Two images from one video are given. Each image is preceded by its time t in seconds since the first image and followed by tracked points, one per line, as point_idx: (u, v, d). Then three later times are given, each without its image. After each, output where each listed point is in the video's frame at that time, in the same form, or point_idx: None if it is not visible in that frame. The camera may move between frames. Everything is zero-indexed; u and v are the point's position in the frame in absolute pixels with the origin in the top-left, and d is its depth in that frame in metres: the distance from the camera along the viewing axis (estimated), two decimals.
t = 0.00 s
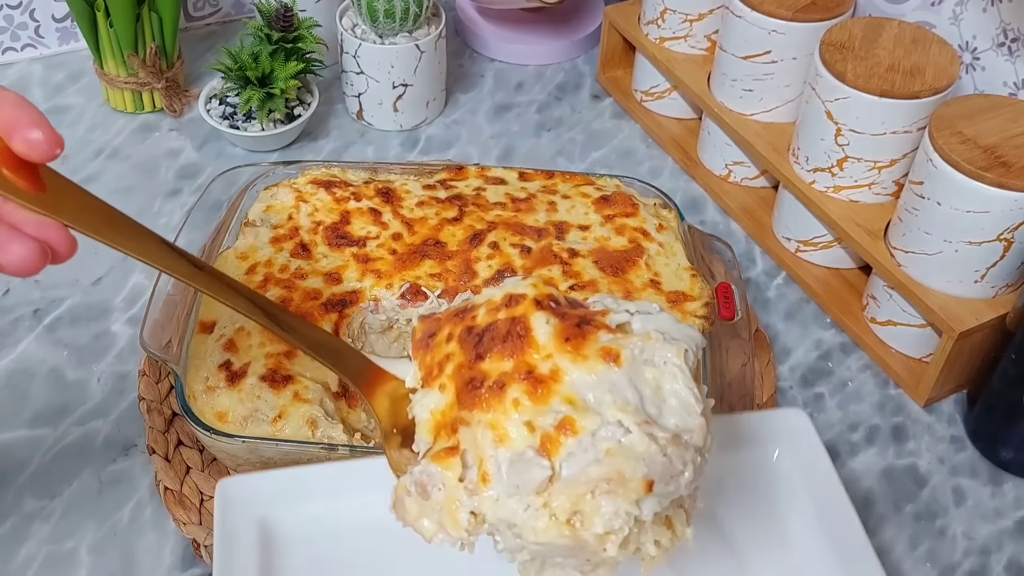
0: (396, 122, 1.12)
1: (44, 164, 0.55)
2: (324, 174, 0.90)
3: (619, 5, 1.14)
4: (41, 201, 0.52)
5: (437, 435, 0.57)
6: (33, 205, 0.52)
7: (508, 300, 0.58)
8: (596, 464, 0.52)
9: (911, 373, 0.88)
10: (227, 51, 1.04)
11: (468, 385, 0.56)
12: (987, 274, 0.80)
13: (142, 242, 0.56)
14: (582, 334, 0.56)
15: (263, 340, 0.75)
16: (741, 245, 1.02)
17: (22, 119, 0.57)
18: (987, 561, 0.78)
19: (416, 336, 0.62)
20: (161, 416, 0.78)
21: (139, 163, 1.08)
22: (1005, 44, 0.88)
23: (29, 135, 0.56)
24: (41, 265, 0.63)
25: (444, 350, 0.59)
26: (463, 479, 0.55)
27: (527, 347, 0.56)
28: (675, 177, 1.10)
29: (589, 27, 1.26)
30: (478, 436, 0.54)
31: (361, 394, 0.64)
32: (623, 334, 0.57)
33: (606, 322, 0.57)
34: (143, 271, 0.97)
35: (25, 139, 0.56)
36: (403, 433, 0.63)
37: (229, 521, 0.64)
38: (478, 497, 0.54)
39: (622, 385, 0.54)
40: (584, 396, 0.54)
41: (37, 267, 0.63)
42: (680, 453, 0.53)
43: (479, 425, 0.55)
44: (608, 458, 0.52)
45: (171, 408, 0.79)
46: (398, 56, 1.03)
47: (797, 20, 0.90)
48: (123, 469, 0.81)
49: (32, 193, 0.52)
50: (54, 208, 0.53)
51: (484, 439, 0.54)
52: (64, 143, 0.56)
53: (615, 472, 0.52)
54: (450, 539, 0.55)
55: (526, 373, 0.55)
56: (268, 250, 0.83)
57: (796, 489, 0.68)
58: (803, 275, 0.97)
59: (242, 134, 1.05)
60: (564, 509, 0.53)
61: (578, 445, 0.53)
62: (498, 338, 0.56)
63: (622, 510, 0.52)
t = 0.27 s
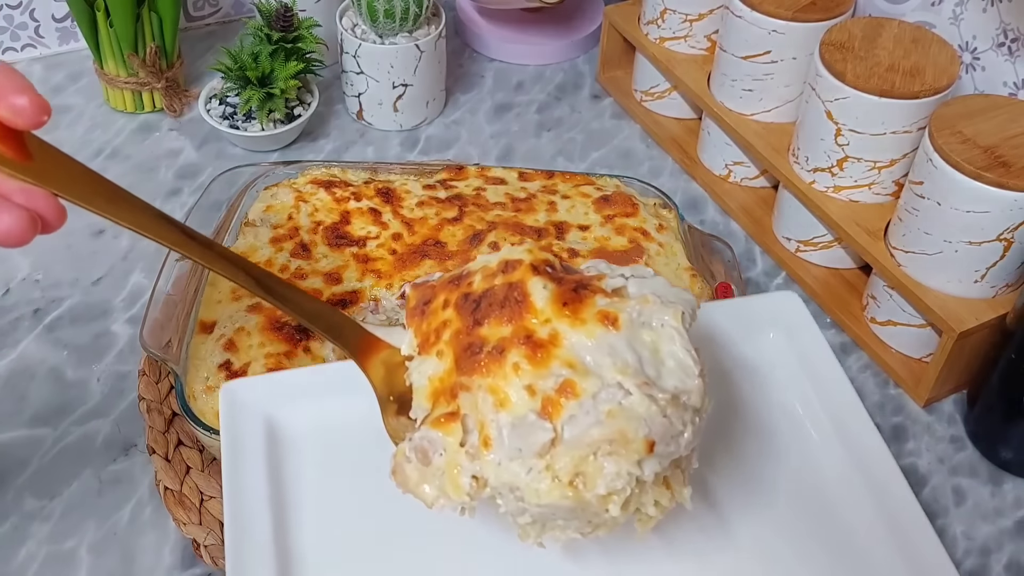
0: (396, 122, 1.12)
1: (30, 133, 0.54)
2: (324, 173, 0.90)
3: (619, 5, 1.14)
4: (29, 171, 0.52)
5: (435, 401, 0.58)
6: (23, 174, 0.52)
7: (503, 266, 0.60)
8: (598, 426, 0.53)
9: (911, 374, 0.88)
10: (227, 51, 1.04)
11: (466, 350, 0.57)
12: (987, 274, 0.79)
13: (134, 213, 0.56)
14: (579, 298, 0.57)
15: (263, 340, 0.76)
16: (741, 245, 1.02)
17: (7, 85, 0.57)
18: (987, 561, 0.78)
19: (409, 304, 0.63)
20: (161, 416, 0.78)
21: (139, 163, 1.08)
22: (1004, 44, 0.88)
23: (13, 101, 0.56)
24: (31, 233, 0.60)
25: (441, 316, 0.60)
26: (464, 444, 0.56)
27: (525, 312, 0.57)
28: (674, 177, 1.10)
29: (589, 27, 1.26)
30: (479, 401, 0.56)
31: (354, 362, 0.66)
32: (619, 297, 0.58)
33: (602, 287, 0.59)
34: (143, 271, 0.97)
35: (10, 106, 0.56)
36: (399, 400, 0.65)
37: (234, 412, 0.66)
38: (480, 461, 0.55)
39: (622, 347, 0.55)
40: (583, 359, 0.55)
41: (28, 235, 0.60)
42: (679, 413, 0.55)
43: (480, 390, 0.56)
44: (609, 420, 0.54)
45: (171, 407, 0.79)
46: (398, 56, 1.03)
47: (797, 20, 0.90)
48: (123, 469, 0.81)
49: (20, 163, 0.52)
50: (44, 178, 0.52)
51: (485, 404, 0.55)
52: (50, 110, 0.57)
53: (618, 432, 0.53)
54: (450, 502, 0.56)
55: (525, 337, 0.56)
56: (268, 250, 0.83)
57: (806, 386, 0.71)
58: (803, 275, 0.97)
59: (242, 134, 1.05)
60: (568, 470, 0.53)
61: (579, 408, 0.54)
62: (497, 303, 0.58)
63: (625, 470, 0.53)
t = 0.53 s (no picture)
0: (395, 121, 1.11)
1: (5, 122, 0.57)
2: (323, 173, 0.89)
3: (619, 3, 1.14)
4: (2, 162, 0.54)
5: (416, 387, 0.59)
6: None
7: (483, 253, 0.61)
8: (582, 410, 0.54)
9: (912, 374, 0.88)
10: (225, 50, 1.03)
11: (449, 336, 0.58)
12: (990, 274, 0.79)
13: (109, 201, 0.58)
14: (561, 284, 0.58)
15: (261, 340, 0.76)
16: (741, 244, 1.02)
17: None
18: (990, 563, 0.77)
19: (388, 291, 0.65)
20: (159, 417, 0.78)
21: (137, 162, 1.08)
22: (1007, 43, 0.88)
23: None
24: None
25: (421, 304, 0.61)
26: (447, 430, 0.56)
27: (507, 297, 0.58)
28: (675, 177, 1.09)
29: (589, 25, 1.25)
30: (462, 387, 0.56)
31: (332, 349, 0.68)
32: (599, 283, 0.60)
33: (582, 273, 0.61)
34: (141, 271, 0.97)
35: None
36: (379, 388, 0.68)
37: (228, 379, 0.69)
38: (464, 448, 0.56)
39: (604, 332, 0.57)
40: (566, 344, 0.56)
41: None
42: (662, 397, 0.56)
43: (463, 376, 0.56)
44: (594, 404, 0.54)
45: (168, 408, 0.78)
46: (397, 55, 1.03)
47: (798, 18, 0.89)
48: (120, 470, 0.80)
49: None
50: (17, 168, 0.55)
51: (469, 390, 0.56)
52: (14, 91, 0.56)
53: (603, 417, 0.54)
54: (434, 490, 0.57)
55: (508, 324, 0.57)
56: (266, 250, 0.83)
57: (796, 348, 0.75)
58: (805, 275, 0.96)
59: (240, 133, 1.04)
60: (553, 454, 0.55)
61: (564, 393, 0.55)
62: (477, 290, 0.59)
63: (609, 455, 0.54)
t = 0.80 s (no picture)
0: (395, 121, 1.11)
1: None
2: (323, 173, 0.89)
3: (619, 3, 1.14)
4: None
5: (396, 363, 0.62)
6: None
7: (461, 230, 0.64)
8: (563, 382, 0.58)
9: (912, 374, 0.88)
10: (225, 50, 1.03)
11: (429, 313, 0.61)
12: (990, 274, 0.79)
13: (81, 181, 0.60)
14: (538, 260, 0.62)
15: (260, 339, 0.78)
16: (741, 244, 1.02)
17: None
18: (990, 563, 0.77)
19: (368, 268, 0.68)
20: (159, 417, 0.78)
21: (137, 162, 1.08)
22: (1007, 43, 0.88)
23: None
24: None
25: (400, 280, 0.64)
26: (430, 406, 0.59)
27: (486, 272, 0.61)
28: (674, 177, 1.09)
29: (589, 25, 1.25)
30: (444, 362, 0.59)
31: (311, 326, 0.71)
32: (574, 258, 0.63)
33: (558, 248, 0.64)
34: (141, 271, 0.97)
35: None
36: (357, 365, 0.71)
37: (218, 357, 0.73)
38: (447, 422, 0.59)
39: (582, 307, 0.60)
40: (545, 318, 0.60)
41: None
42: (640, 368, 0.60)
43: (445, 352, 0.59)
44: (574, 375, 0.58)
45: (168, 408, 0.78)
46: (397, 55, 1.03)
47: (798, 18, 0.89)
48: (120, 470, 0.80)
49: None
50: None
51: (450, 364, 0.59)
52: None
53: (584, 388, 0.57)
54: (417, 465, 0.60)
55: (488, 300, 0.60)
56: (267, 250, 0.83)
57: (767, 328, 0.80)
58: (804, 275, 0.96)
59: (240, 134, 1.04)
60: (536, 426, 0.57)
61: (545, 366, 0.58)
62: (456, 266, 0.62)
63: (590, 425, 0.57)
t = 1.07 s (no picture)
0: (395, 121, 1.11)
1: None
2: (323, 173, 0.89)
3: (618, 3, 1.14)
4: None
5: (384, 339, 0.63)
6: None
7: (448, 208, 0.65)
8: (551, 354, 0.59)
9: (913, 374, 0.88)
10: (225, 50, 1.03)
11: (416, 289, 0.62)
12: (990, 274, 0.79)
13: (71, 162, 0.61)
14: (523, 236, 0.63)
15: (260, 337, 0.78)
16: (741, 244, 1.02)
17: None
18: (989, 563, 0.77)
19: (352, 247, 0.69)
20: (159, 417, 0.78)
21: (137, 162, 1.08)
22: (1007, 43, 0.88)
23: None
24: None
25: (387, 258, 0.65)
26: (418, 379, 0.60)
27: (473, 249, 0.62)
28: (674, 176, 1.09)
29: (589, 25, 1.25)
30: (433, 337, 0.60)
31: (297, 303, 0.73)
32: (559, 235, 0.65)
33: (543, 225, 0.65)
34: (141, 270, 0.97)
35: None
36: (345, 341, 0.73)
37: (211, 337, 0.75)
38: (437, 395, 0.60)
39: (569, 281, 0.61)
40: (532, 293, 0.61)
41: None
42: (624, 341, 0.61)
43: (434, 327, 0.60)
44: (561, 348, 0.59)
45: (169, 408, 0.78)
46: (397, 55, 1.03)
47: (797, 18, 0.89)
48: (121, 470, 0.80)
49: None
50: None
51: (439, 339, 0.60)
52: None
53: (570, 360, 0.59)
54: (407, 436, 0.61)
55: (476, 276, 0.61)
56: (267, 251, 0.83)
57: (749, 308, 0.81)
58: (804, 275, 0.96)
59: (240, 133, 1.04)
60: (524, 397, 0.59)
61: (533, 339, 0.59)
62: (443, 243, 0.63)
63: (577, 396, 0.58)
